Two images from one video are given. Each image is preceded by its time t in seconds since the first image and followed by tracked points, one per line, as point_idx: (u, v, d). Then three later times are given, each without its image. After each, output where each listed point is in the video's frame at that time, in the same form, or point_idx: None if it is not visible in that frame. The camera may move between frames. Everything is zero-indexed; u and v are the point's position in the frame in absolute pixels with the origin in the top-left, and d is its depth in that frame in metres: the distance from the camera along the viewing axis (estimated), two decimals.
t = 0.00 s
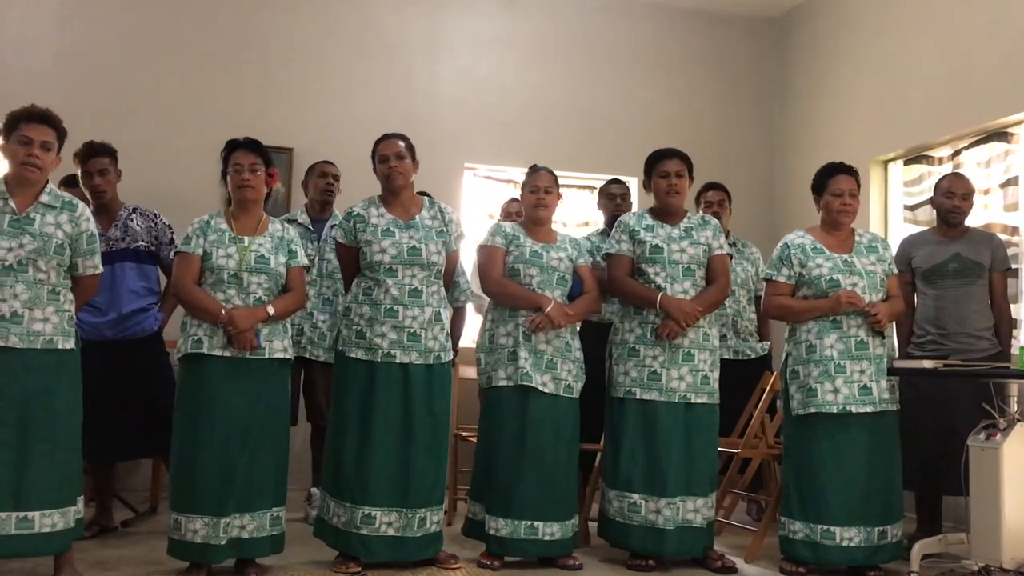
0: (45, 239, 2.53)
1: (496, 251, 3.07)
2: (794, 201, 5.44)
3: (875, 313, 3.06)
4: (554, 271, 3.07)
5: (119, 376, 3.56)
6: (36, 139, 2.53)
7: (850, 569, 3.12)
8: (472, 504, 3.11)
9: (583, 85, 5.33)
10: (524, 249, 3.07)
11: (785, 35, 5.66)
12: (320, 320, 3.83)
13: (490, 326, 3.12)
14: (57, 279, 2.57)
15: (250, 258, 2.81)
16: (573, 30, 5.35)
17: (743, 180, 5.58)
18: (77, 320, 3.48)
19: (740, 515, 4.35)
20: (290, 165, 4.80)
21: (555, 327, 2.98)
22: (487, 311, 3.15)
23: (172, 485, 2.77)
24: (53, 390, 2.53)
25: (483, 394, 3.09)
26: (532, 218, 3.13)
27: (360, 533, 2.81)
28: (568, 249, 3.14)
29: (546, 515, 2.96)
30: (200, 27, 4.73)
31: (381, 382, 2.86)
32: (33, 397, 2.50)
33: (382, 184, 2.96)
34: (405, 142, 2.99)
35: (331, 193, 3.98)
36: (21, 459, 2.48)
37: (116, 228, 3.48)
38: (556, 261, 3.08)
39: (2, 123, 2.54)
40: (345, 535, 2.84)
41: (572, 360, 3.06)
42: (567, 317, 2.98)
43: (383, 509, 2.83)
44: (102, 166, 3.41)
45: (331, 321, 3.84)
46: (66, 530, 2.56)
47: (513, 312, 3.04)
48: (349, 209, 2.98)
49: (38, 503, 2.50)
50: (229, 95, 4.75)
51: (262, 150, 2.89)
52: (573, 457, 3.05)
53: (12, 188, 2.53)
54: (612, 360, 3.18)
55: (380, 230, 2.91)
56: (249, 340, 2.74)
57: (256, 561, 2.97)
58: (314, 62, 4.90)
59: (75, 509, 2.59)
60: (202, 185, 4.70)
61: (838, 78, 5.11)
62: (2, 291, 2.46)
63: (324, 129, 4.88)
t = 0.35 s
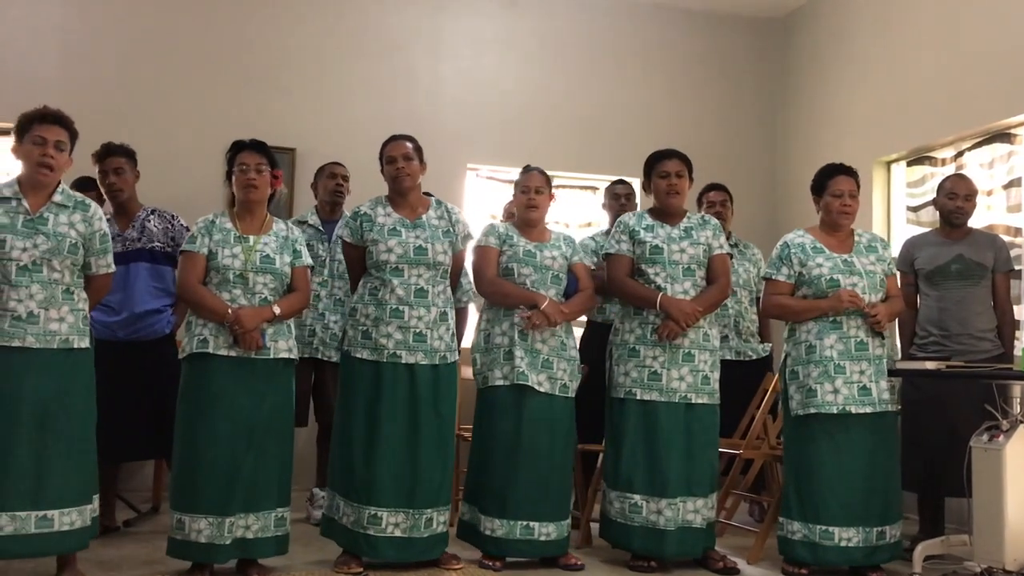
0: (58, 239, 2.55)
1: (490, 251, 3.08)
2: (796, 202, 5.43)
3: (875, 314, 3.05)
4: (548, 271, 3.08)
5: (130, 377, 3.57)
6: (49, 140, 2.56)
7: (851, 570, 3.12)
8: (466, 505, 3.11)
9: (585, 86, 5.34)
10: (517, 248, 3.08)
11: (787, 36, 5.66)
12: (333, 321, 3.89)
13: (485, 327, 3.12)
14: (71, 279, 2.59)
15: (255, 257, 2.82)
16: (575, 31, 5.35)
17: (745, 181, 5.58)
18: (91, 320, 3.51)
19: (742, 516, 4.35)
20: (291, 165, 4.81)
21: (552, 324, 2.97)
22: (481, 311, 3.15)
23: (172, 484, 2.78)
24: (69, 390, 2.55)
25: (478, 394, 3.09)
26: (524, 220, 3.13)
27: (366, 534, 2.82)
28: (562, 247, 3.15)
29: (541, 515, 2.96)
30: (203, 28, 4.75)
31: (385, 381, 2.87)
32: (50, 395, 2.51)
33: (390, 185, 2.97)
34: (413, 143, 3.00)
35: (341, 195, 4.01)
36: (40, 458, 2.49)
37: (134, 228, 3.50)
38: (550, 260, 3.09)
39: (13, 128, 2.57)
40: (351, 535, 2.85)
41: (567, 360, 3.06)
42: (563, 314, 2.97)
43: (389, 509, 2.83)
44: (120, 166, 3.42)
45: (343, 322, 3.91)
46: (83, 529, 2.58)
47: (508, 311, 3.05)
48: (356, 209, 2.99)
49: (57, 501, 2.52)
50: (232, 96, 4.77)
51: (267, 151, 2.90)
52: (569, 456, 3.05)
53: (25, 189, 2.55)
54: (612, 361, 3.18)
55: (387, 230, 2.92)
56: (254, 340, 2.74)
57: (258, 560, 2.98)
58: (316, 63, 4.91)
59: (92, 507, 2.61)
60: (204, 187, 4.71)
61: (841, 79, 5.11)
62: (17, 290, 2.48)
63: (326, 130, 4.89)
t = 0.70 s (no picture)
0: (70, 239, 2.55)
1: (485, 253, 3.06)
2: (796, 203, 5.43)
3: (868, 314, 3.06)
4: (543, 271, 3.08)
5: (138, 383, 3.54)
6: (59, 141, 2.56)
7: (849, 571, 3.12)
8: (463, 506, 3.12)
9: (585, 86, 5.34)
10: (511, 249, 3.08)
11: (786, 37, 5.67)
12: (338, 322, 3.91)
13: (480, 327, 3.12)
14: (82, 278, 2.59)
15: (256, 258, 2.82)
16: (575, 32, 5.35)
17: (744, 181, 5.58)
18: (118, 323, 3.52)
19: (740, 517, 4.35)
20: (291, 167, 4.81)
21: (546, 327, 3.00)
22: (476, 312, 3.15)
23: (170, 485, 2.78)
24: (82, 389, 2.55)
25: (474, 394, 3.09)
26: (517, 219, 3.13)
27: (368, 534, 2.83)
28: (556, 247, 3.16)
29: (537, 515, 2.96)
30: (203, 29, 4.75)
31: (386, 382, 2.87)
32: (63, 395, 2.51)
33: (394, 185, 2.96)
34: (417, 143, 2.99)
35: (345, 197, 3.98)
36: (53, 459, 2.50)
37: (160, 231, 3.50)
38: (545, 260, 3.10)
39: (21, 128, 2.58)
40: (353, 535, 2.86)
41: (563, 360, 3.06)
42: (557, 316, 3.00)
43: (391, 510, 2.83)
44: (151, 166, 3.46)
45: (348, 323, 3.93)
46: (99, 528, 2.59)
47: (503, 313, 3.05)
48: (358, 208, 2.99)
49: (73, 501, 2.52)
50: (232, 96, 4.78)
51: (268, 152, 2.90)
52: (565, 457, 3.05)
53: (35, 190, 2.56)
54: (611, 361, 3.18)
55: (389, 230, 2.92)
56: (256, 341, 2.74)
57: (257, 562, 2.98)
58: (316, 64, 4.91)
59: (107, 507, 2.62)
60: (204, 188, 4.71)
61: (840, 80, 5.11)
62: (29, 291, 2.48)
63: (326, 131, 4.89)
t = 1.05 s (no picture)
0: (73, 241, 2.54)
1: (482, 254, 3.07)
2: (793, 202, 5.44)
3: (865, 313, 3.06)
4: (538, 273, 3.08)
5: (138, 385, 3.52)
6: (60, 144, 2.55)
7: (847, 570, 3.12)
8: (462, 507, 3.11)
9: (581, 87, 5.34)
10: (508, 250, 3.08)
11: (782, 37, 5.67)
12: (337, 323, 3.89)
13: (477, 329, 3.11)
14: (86, 281, 2.59)
15: (252, 259, 2.82)
16: (571, 32, 5.35)
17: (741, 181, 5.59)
18: (131, 326, 3.50)
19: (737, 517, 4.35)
20: (287, 168, 4.81)
21: (543, 328, 2.99)
22: (473, 314, 3.15)
23: (168, 488, 2.77)
24: (90, 390, 2.55)
25: (471, 395, 3.09)
26: (515, 220, 3.13)
27: (366, 535, 2.82)
28: (553, 249, 3.16)
29: (535, 516, 2.96)
30: (199, 30, 4.75)
31: (385, 382, 2.86)
32: (71, 397, 2.51)
33: (391, 186, 2.97)
34: (413, 144, 3.00)
35: (345, 197, 3.97)
36: (62, 460, 2.49)
37: (179, 236, 3.48)
38: (541, 262, 3.09)
39: (25, 133, 2.58)
40: (349, 536, 2.85)
41: (559, 361, 3.06)
42: (553, 316, 2.98)
43: (389, 511, 2.83)
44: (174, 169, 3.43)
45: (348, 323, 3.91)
46: (107, 529, 2.59)
47: (500, 314, 3.05)
48: (354, 210, 2.99)
49: (82, 503, 2.51)
50: (229, 98, 4.77)
51: (264, 153, 2.89)
52: (563, 457, 3.05)
53: (39, 194, 2.55)
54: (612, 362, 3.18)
55: (386, 231, 2.92)
56: (253, 342, 2.74)
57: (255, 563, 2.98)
58: (313, 65, 4.91)
59: (115, 507, 2.61)
60: (201, 189, 4.71)
61: (836, 80, 5.12)
62: (34, 295, 2.48)
63: (323, 133, 4.89)
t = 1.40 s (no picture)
0: (71, 243, 2.53)
1: (480, 253, 3.07)
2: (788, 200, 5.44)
3: (864, 313, 3.06)
4: (536, 272, 3.08)
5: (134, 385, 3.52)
6: (59, 148, 2.54)
7: (845, 569, 3.12)
8: (460, 507, 3.11)
9: (577, 86, 5.34)
10: (506, 249, 3.07)
11: (778, 36, 5.67)
12: (334, 323, 3.91)
13: (475, 329, 3.11)
14: (84, 283, 2.58)
15: (248, 260, 2.81)
16: (568, 31, 5.35)
17: (736, 180, 5.59)
18: (119, 324, 3.52)
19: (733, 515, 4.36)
20: (283, 168, 4.79)
21: (541, 327, 2.98)
22: (471, 314, 3.14)
23: (169, 491, 2.77)
24: (89, 393, 2.54)
25: (468, 395, 3.08)
26: (515, 219, 3.12)
27: (364, 536, 2.82)
28: (551, 249, 3.15)
29: (533, 516, 2.96)
30: (195, 30, 4.74)
31: (384, 383, 2.86)
32: (69, 399, 2.50)
33: (384, 186, 2.96)
34: (407, 144, 2.99)
35: (341, 195, 3.96)
36: (61, 463, 2.48)
37: (171, 236, 3.46)
38: (539, 262, 3.09)
39: (26, 135, 2.57)
40: (347, 537, 2.85)
41: (557, 361, 3.05)
42: (552, 316, 2.98)
43: (387, 511, 2.83)
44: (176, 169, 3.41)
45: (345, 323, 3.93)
46: (111, 532, 2.58)
47: (498, 314, 3.04)
48: (350, 210, 2.98)
49: (84, 506, 2.51)
50: (224, 98, 4.76)
51: (259, 154, 2.87)
52: (562, 457, 3.05)
53: (38, 197, 2.54)
54: (613, 361, 3.18)
55: (382, 232, 2.91)
56: (251, 343, 2.73)
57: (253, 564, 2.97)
58: (309, 65, 4.90)
59: (119, 510, 2.60)
60: (197, 189, 4.69)
61: (832, 79, 5.12)
62: (32, 297, 2.47)
63: (318, 133, 4.88)
